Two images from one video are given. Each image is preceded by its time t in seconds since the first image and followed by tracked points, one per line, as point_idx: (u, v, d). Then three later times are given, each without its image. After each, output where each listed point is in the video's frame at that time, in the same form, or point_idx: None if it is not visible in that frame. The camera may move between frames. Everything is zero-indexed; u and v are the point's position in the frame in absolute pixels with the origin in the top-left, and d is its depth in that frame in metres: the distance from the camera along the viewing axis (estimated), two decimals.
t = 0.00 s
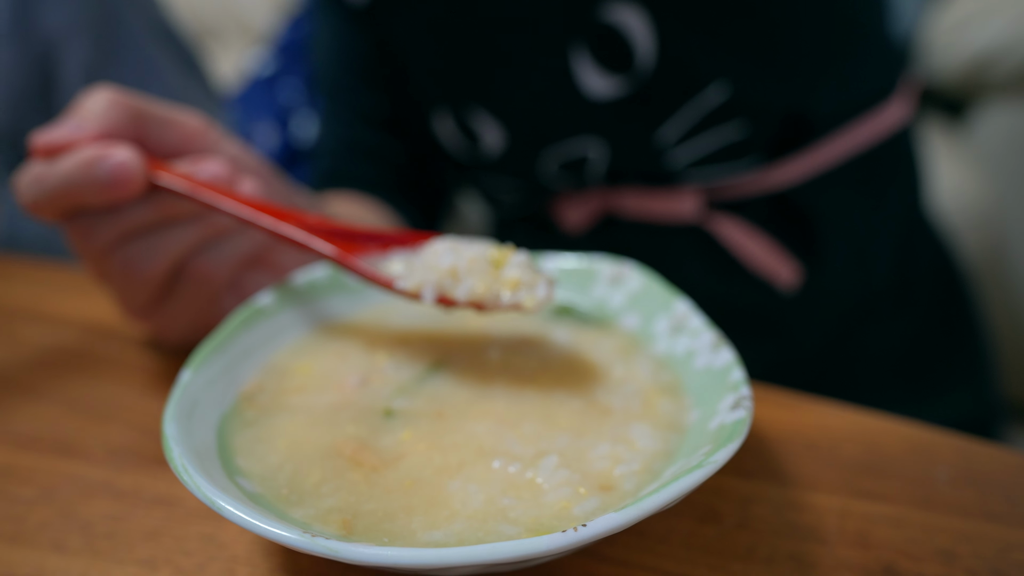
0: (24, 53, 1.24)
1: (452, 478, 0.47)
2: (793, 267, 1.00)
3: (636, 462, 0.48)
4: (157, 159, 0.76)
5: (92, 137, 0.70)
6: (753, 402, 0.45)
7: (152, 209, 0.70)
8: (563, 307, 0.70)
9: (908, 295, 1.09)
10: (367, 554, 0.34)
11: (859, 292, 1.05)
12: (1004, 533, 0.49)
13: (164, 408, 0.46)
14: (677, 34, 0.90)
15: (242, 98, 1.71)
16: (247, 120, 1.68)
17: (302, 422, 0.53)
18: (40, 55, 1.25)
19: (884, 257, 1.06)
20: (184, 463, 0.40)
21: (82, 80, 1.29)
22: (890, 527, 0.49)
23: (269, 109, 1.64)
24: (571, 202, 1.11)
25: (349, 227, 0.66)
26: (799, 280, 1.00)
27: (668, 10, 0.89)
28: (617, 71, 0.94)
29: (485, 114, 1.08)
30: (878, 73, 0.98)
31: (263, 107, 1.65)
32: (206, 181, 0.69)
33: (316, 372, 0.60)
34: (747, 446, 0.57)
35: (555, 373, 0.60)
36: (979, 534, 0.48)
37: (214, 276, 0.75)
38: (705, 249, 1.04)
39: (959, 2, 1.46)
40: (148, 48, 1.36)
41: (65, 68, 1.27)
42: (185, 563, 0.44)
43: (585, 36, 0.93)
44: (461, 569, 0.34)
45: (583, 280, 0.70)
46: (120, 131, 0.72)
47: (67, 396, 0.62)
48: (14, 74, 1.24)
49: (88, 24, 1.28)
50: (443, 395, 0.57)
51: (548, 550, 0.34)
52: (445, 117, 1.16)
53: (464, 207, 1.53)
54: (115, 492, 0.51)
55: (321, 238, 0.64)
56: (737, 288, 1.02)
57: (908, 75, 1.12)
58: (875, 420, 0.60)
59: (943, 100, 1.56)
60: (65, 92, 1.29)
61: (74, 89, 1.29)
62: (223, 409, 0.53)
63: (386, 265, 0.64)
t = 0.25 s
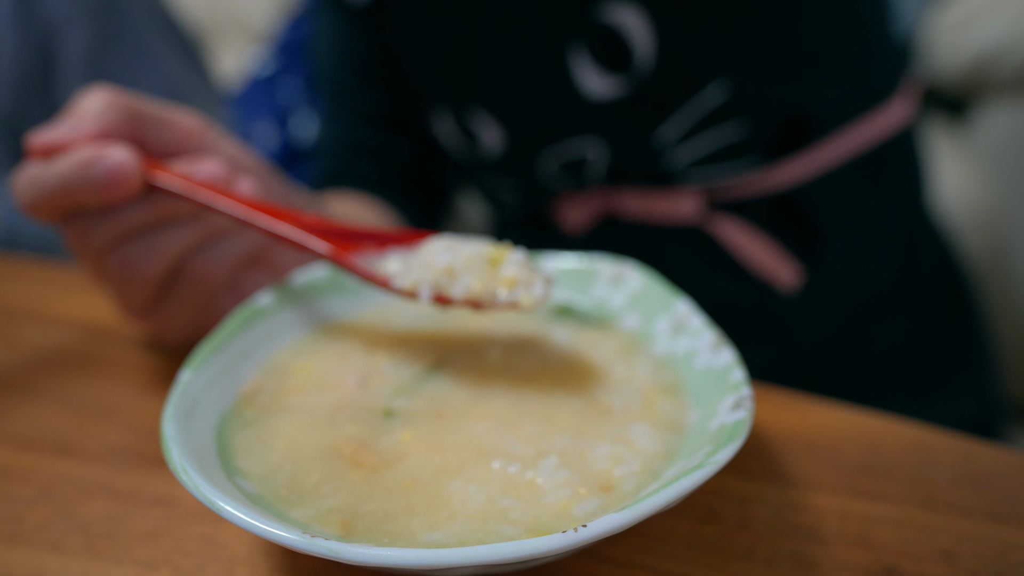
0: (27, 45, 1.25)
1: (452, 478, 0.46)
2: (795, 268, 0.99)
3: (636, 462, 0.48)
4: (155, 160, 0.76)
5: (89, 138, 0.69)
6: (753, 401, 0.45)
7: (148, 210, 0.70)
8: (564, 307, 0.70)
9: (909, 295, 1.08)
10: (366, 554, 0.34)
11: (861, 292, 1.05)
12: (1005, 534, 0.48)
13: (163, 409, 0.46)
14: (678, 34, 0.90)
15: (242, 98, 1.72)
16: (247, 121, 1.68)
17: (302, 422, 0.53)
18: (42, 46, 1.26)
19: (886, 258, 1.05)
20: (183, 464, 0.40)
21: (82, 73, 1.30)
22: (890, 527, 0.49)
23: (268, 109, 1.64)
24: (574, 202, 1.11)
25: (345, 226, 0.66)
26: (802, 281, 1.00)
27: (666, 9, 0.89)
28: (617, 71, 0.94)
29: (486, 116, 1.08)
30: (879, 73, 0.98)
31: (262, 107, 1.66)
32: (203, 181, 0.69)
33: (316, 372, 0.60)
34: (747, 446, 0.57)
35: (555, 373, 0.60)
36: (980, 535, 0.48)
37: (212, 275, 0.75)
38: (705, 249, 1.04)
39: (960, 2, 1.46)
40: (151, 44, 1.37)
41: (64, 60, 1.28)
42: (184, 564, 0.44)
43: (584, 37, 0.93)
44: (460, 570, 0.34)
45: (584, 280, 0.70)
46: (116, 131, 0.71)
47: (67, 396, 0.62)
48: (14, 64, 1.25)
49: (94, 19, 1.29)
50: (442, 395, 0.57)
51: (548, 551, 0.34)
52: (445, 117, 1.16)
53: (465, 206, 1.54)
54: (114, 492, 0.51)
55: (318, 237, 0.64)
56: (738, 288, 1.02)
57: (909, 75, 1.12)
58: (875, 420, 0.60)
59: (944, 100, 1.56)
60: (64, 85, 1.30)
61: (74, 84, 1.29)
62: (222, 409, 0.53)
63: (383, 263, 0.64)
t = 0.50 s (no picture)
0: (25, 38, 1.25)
1: (452, 478, 0.47)
2: (794, 268, 1.00)
3: (636, 462, 0.48)
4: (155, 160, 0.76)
5: (89, 138, 0.69)
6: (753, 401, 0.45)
7: (147, 209, 0.70)
8: (563, 306, 0.70)
9: (909, 296, 1.08)
10: (366, 555, 0.33)
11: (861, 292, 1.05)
12: (1005, 534, 0.48)
13: (163, 409, 0.46)
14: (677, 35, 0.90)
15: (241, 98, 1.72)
16: (246, 121, 1.68)
17: (301, 422, 0.53)
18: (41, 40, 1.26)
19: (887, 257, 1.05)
20: (183, 464, 0.40)
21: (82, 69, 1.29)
22: (890, 527, 0.49)
23: (268, 108, 1.64)
24: (575, 203, 1.11)
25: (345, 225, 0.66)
26: (801, 280, 1.00)
27: (663, 10, 0.88)
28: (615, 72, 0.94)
29: (484, 117, 1.08)
30: (880, 73, 0.98)
31: (262, 107, 1.65)
32: (203, 181, 0.69)
33: (316, 372, 0.60)
34: (746, 447, 0.57)
35: (555, 373, 0.60)
36: (980, 535, 0.48)
37: (212, 275, 0.76)
38: (703, 249, 1.04)
39: (960, 2, 1.46)
40: (152, 36, 1.36)
41: (64, 54, 1.28)
42: (185, 564, 0.44)
43: (582, 38, 0.93)
44: (460, 570, 0.34)
45: (583, 280, 0.70)
46: (116, 131, 0.71)
47: (67, 395, 0.62)
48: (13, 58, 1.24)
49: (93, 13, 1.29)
50: (441, 394, 0.57)
51: (548, 551, 0.34)
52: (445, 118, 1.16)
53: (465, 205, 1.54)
54: (114, 492, 0.51)
55: (317, 235, 0.64)
56: (739, 288, 1.02)
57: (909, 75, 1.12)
58: (875, 420, 0.60)
59: (944, 99, 1.56)
60: (63, 79, 1.29)
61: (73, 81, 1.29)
62: (222, 409, 0.53)
63: (383, 263, 0.64)
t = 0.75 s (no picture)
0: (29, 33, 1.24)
1: (453, 476, 0.47)
2: (786, 270, 1.01)
3: (635, 460, 0.48)
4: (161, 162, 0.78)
5: (94, 139, 0.69)
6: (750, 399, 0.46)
7: (152, 210, 0.70)
8: (563, 306, 0.71)
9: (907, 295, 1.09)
10: (368, 552, 0.34)
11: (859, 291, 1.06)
12: (999, 530, 0.49)
13: (169, 407, 0.47)
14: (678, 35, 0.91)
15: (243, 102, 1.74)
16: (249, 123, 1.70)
17: (303, 421, 0.54)
18: (45, 36, 1.27)
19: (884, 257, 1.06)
20: (188, 461, 0.41)
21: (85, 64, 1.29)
22: (885, 524, 0.49)
23: (271, 111, 1.67)
24: (571, 204, 1.13)
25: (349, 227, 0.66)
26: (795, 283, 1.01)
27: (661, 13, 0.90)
28: (611, 74, 0.95)
29: (480, 117, 1.07)
30: (876, 72, 0.99)
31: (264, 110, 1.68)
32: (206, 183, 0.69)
33: (319, 371, 0.61)
34: (743, 446, 0.58)
35: (555, 372, 0.61)
36: (975, 531, 0.49)
37: (216, 275, 0.76)
38: (700, 250, 1.05)
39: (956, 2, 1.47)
40: (154, 21, 1.30)
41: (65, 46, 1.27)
42: (189, 560, 0.45)
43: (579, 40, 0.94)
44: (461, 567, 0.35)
45: (583, 280, 0.71)
46: (122, 132, 0.72)
47: (72, 394, 0.63)
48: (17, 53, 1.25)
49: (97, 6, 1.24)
50: (442, 394, 0.57)
51: (548, 547, 0.34)
52: (444, 119, 1.16)
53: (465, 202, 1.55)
54: (119, 490, 0.52)
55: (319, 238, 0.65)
56: (737, 287, 1.02)
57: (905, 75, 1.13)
58: (871, 420, 0.61)
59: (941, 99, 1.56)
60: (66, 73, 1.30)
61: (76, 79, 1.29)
62: (226, 407, 0.53)
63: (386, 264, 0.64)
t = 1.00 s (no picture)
0: (34, 32, 1.28)
1: (454, 473, 0.48)
2: (780, 271, 1.02)
3: (633, 458, 0.49)
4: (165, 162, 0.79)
5: (101, 140, 0.69)
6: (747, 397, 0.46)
7: (160, 211, 0.69)
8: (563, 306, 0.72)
9: (902, 295, 1.10)
10: (369, 548, 0.35)
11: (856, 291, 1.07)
12: (992, 526, 0.50)
13: (175, 405, 0.47)
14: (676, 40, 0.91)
15: (252, 109, 1.83)
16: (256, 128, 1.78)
17: (306, 420, 0.54)
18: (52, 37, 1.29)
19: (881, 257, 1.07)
20: (193, 459, 0.41)
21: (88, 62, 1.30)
22: (880, 520, 0.50)
23: (276, 117, 1.75)
24: (569, 204, 1.15)
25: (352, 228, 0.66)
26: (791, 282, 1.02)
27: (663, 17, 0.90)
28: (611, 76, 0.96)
29: (481, 121, 1.09)
30: (873, 73, 0.99)
31: (270, 116, 1.76)
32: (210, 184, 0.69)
33: (321, 370, 0.61)
34: (739, 445, 0.59)
35: (554, 371, 0.61)
36: (969, 528, 0.49)
37: (223, 274, 0.76)
38: (697, 250, 1.06)
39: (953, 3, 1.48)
40: (157, 16, 1.29)
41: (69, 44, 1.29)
42: (194, 557, 0.46)
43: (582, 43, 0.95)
44: (463, 564, 0.36)
45: (582, 280, 0.72)
46: (129, 133, 0.71)
47: (78, 393, 0.64)
48: (28, 52, 1.29)
49: (98, 4, 1.26)
50: (442, 393, 0.58)
51: (548, 543, 0.35)
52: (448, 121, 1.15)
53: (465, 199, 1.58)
54: (125, 487, 0.52)
55: (322, 239, 0.65)
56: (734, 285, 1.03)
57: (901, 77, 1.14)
58: (865, 419, 0.62)
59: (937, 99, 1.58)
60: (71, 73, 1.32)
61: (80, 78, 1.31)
62: (230, 406, 0.54)
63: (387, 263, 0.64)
